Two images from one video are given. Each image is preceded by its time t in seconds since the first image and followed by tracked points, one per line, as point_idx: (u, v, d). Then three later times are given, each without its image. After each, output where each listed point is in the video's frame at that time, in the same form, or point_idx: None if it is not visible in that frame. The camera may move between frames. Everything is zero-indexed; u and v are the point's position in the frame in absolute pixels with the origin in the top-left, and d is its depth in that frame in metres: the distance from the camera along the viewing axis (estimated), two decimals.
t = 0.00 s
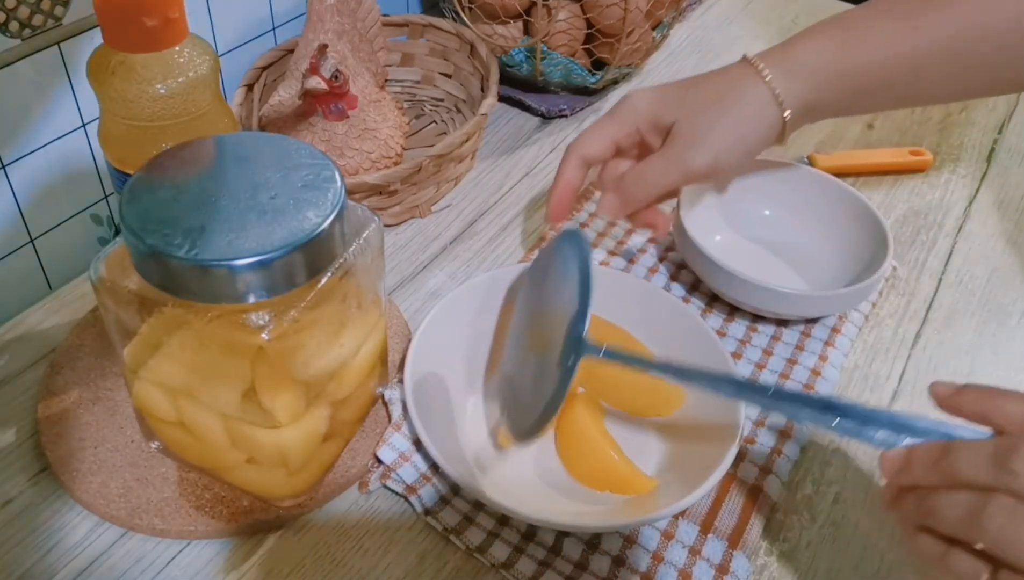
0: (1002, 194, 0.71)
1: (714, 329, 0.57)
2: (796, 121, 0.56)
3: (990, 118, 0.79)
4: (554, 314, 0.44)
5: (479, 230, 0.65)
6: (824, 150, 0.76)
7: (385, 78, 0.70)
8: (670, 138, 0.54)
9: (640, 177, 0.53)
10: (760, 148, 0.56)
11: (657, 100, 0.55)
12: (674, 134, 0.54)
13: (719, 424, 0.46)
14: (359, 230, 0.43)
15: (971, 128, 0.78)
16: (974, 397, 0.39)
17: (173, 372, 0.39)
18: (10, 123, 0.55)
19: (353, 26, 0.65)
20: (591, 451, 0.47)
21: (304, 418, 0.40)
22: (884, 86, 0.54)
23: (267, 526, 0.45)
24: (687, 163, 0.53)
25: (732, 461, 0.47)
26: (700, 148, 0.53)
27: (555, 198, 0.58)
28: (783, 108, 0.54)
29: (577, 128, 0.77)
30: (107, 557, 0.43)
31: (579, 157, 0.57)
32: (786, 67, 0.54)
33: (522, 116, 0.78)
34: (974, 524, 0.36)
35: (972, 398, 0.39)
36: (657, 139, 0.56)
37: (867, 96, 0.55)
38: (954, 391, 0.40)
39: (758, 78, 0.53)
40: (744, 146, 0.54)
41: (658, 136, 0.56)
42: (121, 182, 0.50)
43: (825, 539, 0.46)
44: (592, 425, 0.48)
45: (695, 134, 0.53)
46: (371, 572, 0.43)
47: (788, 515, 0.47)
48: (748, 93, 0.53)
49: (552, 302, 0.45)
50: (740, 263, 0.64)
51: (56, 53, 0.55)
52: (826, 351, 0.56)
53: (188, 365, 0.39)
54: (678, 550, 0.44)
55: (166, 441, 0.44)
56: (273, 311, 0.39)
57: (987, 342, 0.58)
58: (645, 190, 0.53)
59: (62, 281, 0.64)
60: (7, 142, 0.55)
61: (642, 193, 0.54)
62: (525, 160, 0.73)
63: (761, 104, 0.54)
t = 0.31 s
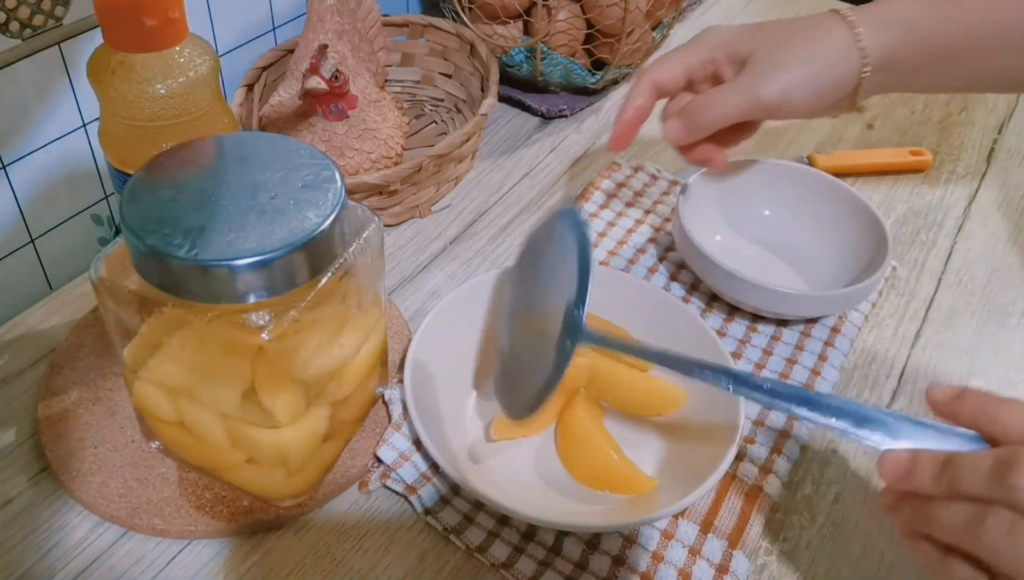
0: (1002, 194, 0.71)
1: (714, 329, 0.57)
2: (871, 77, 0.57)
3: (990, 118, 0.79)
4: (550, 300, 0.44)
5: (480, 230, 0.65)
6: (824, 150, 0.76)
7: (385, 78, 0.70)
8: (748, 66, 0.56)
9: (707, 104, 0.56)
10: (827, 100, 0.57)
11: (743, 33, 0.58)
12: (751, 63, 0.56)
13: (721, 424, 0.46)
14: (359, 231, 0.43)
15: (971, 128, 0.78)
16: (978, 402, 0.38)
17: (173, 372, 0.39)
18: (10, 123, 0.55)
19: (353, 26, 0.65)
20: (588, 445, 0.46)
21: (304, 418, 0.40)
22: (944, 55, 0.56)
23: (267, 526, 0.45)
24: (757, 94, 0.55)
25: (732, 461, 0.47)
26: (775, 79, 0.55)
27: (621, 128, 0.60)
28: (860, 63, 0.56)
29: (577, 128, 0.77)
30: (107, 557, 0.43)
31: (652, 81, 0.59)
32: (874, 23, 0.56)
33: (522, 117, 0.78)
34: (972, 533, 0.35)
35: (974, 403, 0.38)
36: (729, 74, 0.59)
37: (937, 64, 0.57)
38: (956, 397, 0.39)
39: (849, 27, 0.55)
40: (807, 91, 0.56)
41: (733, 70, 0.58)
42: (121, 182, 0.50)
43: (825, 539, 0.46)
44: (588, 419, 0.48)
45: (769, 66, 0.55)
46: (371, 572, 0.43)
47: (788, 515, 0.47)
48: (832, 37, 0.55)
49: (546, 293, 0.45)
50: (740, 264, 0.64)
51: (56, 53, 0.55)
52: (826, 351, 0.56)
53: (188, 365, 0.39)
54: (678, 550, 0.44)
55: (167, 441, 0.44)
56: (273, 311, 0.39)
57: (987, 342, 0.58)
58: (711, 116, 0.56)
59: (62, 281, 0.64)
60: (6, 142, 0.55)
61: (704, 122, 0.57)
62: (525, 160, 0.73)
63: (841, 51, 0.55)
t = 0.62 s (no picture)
0: (1002, 194, 0.71)
1: (714, 329, 0.57)
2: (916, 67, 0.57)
3: (990, 118, 0.79)
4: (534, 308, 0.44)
5: (479, 230, 0.65)
6: (824, 150, 0.76)
7: (385, 78, 0.70)
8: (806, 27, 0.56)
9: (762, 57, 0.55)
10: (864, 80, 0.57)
11: None
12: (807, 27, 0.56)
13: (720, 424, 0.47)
14: (359, 232, 0.43)
15: (971, 128, 0.78)
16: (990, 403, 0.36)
17: (173, 372, 0.39)
18: (10, 123, 0.55)
19: (353, 26, 0.65)
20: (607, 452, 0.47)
21: (304, 418, 0.40)
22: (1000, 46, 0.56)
23: (267, 526, 0.45)
24: (807, 58, 0.55)
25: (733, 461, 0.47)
26: (828, 45, 0.55)
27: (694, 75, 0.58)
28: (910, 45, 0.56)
29: (577, 128, 0.77)
30: (107, 557, 0.43)
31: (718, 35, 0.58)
32: (931, 7, 0.56)
33: (521, 117, 0.78)
34: (985, 550, 0.34)
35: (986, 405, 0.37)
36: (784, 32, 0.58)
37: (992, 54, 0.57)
38: (966, 398, 0.38)
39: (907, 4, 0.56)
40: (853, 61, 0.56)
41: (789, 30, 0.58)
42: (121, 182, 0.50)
43: (825, 539, 0.46)
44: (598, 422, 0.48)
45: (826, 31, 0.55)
46: (371, 572, 0.43)
47: (788, 515, 0.47)
48: (889, 16, 0.56)
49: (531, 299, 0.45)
50: (740, 264, 0.64)
51: (56, 53, 0.55)
52: (826, 351, 0.56)
53: (188, 365, 0.39)
54: (678, 550, 0.44)
55: (167, 441, 0.44)
56: (273, 310, 0.39)
57: (986, 342, 0.59)
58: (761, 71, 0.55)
59: (62, 280, 0.64)
60: (6, 142, 0.55)
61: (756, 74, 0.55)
62: (525, 160, 0.73)
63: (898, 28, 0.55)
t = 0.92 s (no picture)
0: (1002, 194, 0.71)
1: (714, 329, 0.57)
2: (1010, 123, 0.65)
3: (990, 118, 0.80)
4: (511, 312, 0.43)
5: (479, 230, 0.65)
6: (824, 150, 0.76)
7: (386, 78, 0.70)
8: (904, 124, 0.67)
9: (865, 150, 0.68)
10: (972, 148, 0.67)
11: (903, 86, 0.69)
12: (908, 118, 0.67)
13: (720, 424, 0.47)
14: (359, 231, 0.43)
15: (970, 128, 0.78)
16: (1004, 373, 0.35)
17: (174, 372, 0.39)
18: (10, 123, 0.55)
19: (354, 26, 0.65)
20: (601, 444, 0.47)
21: (304, 418, 0.40)
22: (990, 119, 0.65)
23: (267, 526, 0.45)
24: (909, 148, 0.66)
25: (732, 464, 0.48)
26: (927, 138, 0.66)
27: (810, 131, 0.75)
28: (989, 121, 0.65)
29: (577, 128, 0.77)
30: (107, 557, 0.43)
31: (827, 102, 0.73)
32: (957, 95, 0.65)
33: (521, 117, 0.78)
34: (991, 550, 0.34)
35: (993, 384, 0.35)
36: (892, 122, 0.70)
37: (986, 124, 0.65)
38: (979, 369, 0.36)
39: (983, 86, 0.64)
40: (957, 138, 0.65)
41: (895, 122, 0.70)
42: (121, 182, 0.50)
43: (825, 539, 0.46)
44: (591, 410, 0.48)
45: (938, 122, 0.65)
46: (371, 572, 0.43)
47: (788, 515, 0.47)
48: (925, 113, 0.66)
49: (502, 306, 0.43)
50: (740, 264, 0.64)
51: (56, 53, 0.55)
52: (826, 351, 0.56)
53: (188, 365, 0.39)
54: (678, 550, 0.44)
55: (167, 441, 0.44)
56: (273, 310, 0.39)
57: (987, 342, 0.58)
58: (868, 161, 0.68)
59: (63, 280, 0.64)
60: (7, 142, 0.55)
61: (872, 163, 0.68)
62: (525, 160, 0.73)
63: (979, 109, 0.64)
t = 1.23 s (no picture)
0: (1002, 194, 0.72)
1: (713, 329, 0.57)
2: (1010, 147, 0.69)
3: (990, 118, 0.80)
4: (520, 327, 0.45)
5: (479, 230, 0.65)
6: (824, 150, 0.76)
7: (386, 78, 0.70)
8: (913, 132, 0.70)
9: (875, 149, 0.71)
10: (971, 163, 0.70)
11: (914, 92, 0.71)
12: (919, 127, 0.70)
13: (720, 425, 0.47)
14: (359, 232, 0.43)
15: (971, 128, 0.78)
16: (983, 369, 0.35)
17: (174, 372, 0.39)
18: (10, 123, 0.55)
19: (354, 26, 0.65)
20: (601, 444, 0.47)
21: (304, 418, 0.40)
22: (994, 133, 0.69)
23: (267, 526, 0.45)
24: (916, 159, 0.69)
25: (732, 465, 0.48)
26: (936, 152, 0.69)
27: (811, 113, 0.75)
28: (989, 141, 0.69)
29: (577, 128, 0.77)
30: (107, 557, 0.43)
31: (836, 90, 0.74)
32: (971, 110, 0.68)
33: (521, 117, 0.78)
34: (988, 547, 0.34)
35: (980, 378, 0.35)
36: (895, 124, 0.72)
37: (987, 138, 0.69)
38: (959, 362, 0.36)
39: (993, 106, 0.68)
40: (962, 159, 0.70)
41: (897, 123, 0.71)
42: (121, 182, 0.50)
43: (825, 538, 0.46)
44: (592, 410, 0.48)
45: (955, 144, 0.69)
46: (371, 572, 0.43)
47: (788, 514, 0.47)
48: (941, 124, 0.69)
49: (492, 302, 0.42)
50: (739, 264, 0.64)
51: (56, 53, 0.55)
52: (826, 352, 0.56)
53: (188, 365, 0.39)
54: (678, 550, 0.44)
55: (167, 441, 0.44)
56: (273, 310, 0.39)
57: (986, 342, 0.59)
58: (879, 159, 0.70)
59: (63, 280, 0.64)
60: (7, 142, 0.55)
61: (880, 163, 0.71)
62: (525, 160, 0.73)
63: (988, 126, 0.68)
